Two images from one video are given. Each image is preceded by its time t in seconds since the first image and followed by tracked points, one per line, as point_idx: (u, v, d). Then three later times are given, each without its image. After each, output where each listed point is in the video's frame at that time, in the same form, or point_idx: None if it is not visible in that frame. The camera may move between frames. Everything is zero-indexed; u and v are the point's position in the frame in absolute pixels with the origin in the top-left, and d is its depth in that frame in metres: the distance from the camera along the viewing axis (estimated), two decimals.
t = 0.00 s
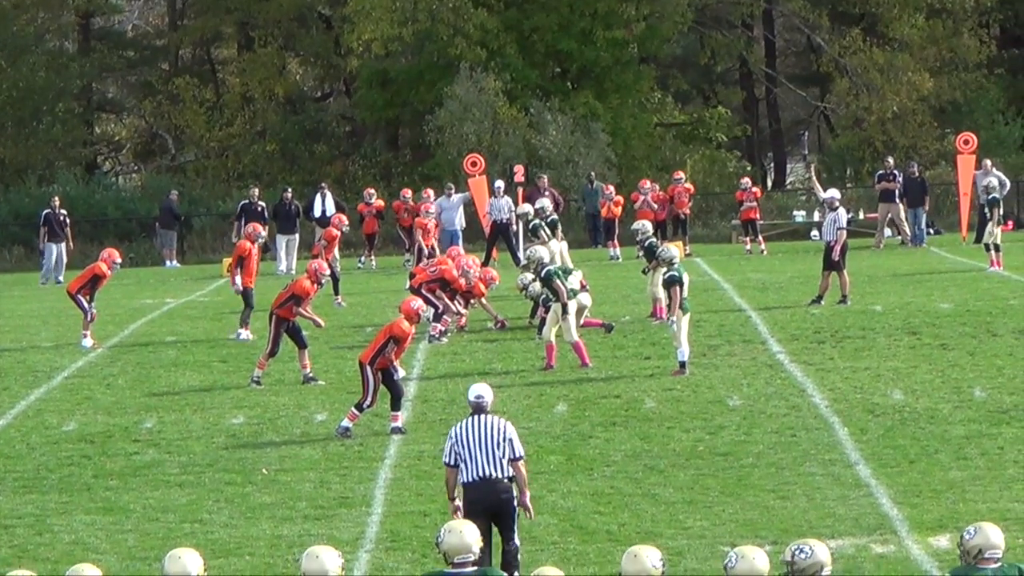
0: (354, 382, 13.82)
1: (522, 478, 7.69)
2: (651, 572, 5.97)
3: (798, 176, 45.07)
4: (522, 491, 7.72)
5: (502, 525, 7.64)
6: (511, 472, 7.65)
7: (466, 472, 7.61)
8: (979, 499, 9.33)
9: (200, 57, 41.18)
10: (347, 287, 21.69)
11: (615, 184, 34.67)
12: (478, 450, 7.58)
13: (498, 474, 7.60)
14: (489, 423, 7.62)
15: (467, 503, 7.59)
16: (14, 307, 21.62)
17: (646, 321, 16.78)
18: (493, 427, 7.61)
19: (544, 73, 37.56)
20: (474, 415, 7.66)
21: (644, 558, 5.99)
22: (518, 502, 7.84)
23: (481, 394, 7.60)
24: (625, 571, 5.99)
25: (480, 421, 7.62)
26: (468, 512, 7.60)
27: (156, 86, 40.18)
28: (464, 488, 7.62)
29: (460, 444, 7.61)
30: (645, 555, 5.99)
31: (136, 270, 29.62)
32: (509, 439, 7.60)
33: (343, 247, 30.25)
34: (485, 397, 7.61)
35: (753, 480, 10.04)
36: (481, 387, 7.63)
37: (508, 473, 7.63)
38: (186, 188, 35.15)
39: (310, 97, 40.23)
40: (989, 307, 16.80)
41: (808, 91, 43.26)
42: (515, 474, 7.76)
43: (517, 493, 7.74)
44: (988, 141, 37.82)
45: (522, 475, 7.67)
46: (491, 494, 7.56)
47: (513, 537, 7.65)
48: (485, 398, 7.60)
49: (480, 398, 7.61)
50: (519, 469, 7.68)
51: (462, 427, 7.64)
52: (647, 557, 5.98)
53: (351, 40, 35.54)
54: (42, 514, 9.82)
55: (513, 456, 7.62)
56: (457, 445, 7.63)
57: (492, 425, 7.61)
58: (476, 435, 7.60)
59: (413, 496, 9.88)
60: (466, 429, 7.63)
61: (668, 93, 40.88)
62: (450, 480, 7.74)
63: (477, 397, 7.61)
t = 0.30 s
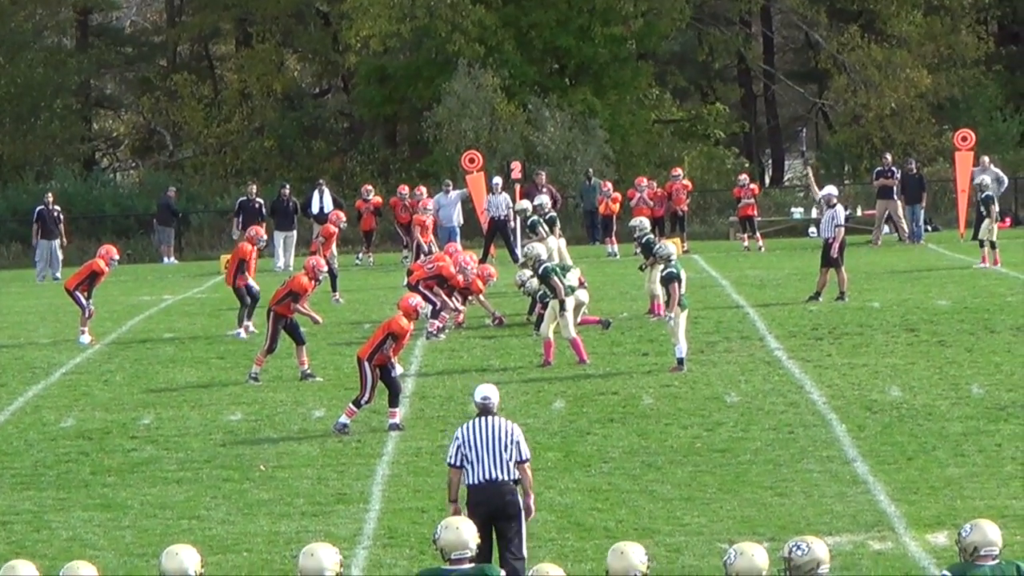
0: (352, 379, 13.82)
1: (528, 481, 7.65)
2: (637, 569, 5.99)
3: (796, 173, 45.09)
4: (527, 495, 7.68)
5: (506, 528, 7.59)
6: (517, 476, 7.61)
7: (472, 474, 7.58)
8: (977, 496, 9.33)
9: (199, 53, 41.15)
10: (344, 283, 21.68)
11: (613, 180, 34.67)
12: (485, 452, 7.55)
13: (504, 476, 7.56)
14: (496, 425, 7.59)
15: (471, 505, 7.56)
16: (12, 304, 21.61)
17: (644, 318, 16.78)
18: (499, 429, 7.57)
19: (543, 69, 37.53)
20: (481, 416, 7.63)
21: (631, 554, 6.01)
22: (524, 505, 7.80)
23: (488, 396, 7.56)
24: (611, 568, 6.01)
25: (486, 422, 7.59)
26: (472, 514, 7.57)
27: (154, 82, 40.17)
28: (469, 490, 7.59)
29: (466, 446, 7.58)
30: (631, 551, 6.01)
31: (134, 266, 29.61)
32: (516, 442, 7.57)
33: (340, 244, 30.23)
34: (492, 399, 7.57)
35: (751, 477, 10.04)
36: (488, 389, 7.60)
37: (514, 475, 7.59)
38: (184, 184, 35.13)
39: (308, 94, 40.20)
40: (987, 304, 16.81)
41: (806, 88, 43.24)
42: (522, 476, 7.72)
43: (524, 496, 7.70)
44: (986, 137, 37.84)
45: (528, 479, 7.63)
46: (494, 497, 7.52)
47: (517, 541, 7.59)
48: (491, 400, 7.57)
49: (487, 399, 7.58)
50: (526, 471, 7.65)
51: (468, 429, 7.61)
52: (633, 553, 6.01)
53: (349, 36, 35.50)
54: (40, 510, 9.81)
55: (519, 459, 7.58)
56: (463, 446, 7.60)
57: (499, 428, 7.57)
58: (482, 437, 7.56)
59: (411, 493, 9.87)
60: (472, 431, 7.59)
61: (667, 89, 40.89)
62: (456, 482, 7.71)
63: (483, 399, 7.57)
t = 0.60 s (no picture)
0: (351, 375, 13.83)
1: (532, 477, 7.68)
2: (628, 565, 6.01)
3: (795, 169, 45.12)
4: (532, 491, 7.71)
5: (510, 524, 7.60)
6: (524, 471, 7.65)
7: (479, 471, 7.55)
8: (976, 493, 9.33)
9: (198, 49, 41.14)
10: (344, 279, 21.68)
11: (613, 176, 34.69)
12: (495, 449, 7.52)
13: (512, 473, 7.55)
14: (503, 421, 7.57)
15: (479, 502, 7.53)
16: (12, 300, 21.61)
17: (643, 315, 16.79)
18: (507, 425, 7.56)
19: (542, 65, 37.50)
20: (487, 413, 7.59)
21: (621, 551, 6.02)
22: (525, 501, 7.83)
23: (494, 394, 7.51)
24: (601, 565, 6.01)
25: (495, 419, 7.56)
26: (479, 511, 7.54)
27: (154, 78, 40.15)
28: (476, 487, 7.56)
29: (475, 443, 7.54)
30: (621, 548, 6.03)
31: (134, 262, 29.62)
32: (525, 438, 7.58)
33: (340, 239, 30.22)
34: (498, 396, 7.53)
35: (750, 474, 10.04)
36: (494, 386, 7.55)
37: (521, 472, 7.60)
38: (183, 180, 35.12)
39: (308, 89, 40.15)
40: (986, 301, 16.82)
41: (806, 84, 43.23)
42: (525, 473, 7.74)
43: (527, 493, 7.73)
44: (985, 134, 37.82)
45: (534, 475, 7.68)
46: (504, 494, 7.51)
47: (521, 539, 7.61)
48: (498, 397, 7.52)
49: (493, 397, 7.52)
50: (531, 467, 7.71)
51: (476, 425, 7.57)
52: (623, 550, 6.03)
53: (348, 32, 35.46)
54: (39, 506, 9.81)
55: (527, 455, 7.61)
56: (472, 443, 7.55)
57: (508, 424, 7.56)
58: (491, 433, 7.53)
59: (410, 488, 9.87)
60: (481, 427, 7.55)
61: (667, 86, 40.89)
62: (460, 479, 7.67)
63: (490, 396, 7.52)
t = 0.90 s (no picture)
0: (351, 371, 13.83)
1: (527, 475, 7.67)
2: (619, 561, 6.00)
3: (794, 165, 45.08)
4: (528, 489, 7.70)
5: (506, 523, 7.60)
6: (518, 469, 7.63)
7: (474, 469, 7.54)
8: (976, 488, 9.34)
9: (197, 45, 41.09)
10: (344, 275, 21.68)
11: (612, 172, 34.67)
12: (489, 447, 7.52)
13: (506, 471, 7.55)
14: (496, 419, 7.56)
15: (474, 500, 7.52)
16: (11, 295, 21.60)
17: (642, 310, 16.78)
18: (501, 423, 7.55)
19: (541, 61, 37.47)
20: (481, 411, 7.59)
21: (612, 547, 6.02)
22: (522, 499, 7.83)
23: (489, 391, 7.50)
24: (593, 560, 6.01)
25: (489, 417, 7.55)
26: (474, 510, 7.53)
27: (153, 74, 40.12)
28: (470, 485, 7.55)
29: (468, 441, 7.54)
30: (613, 544, 6.03)
31: (133, 258, 29.62)
32: (518, 436, 7.57)
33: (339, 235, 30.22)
34: (492, 393, 7.53)
35: (749, 469, 10.04)
36: (488, 383, 7.54)
37: (515, 470, 7.60)
38: (182, 176, 35.09)
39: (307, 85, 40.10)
40: (985, 297, 16.81)
41: (805, 80, 43.20)
42: (520, 471, 7.73)
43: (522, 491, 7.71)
44: (984, 129, 37.82)
45: (529, 472, 7.66)
46: (499, 492, 7.50)
47: (518, 536, 7.62)
48: (492, 394, 7.51)
49: (488, 394, 7.52)
50: (526, 465, 7.69)
51: (470, 423, 7.56)
52: (615, 545, 6.02)
53: (348, 28, 35.44)
54: (38, 502, 9.81)
55: (522, 452, 7.60)
56: (466, 441, 7.55)
57: (502, 422, 7.55)
58: (484, 431, 7.53)
59: (410, 484, 9.87)
60: (474, 426, 7.55)
61: (666, 82, 40.82)
62: (455, 476, 7.66)
63: (484, 393, 7.51)
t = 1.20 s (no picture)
0: (350, 368, 13.82)
1: (522, 474, 7.65)
2: (621, 558, 6.00)
3: (793, 162, 45.08)
4: (523, 488, 7.68)
5: (502, 521, 7.59)
6: (512, 468, 7.61)
7: (468, 468, 7.55)
8: (975, 486, 9.34)
9: (196, 43, 41.07)
10: (343, 272, 21.67)
11: (611, 169, 34.67)
12: (482, 446, 7.52)
13: (500, 470, 7.54)
14: (489, 418, 7.55)
15: (468, 499, 7.53)
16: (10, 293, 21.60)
17: (642, 308, 16.77)
18: (493, 422, 7.54)
19: (540, 58, 37.45)
20: (475, 410, 7.58)
21: (614, 544, 6.02)
22: (518, 496, 7.80)
23: (482, 390, 7.49)
24: (594, 558, 6.02)
25: (481, 416, 7.54)
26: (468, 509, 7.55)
27: (152, 71, 40.12)
28: (465, 484, 7.56)
29: (462, 440, 7.55)
30: (615, 541, 6.03)
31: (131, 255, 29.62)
32: (512, 435, 7.56)
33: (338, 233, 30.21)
34: (486, 393, 7.50)
35: (748, 467, 10.04)
36: (481, 382, 7.52)
37: (509, 468, 7.59)
38: (181, 174, 35.09)
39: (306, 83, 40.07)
40: (984, 294, 16.82)
41: (804, 78, 43.19)
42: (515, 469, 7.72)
43: (517, 489, 7.70)
44: (983, 126, 37.85)
45: (523, 471, 7.64)
46: (493, 491, 7.50)
47: (515, 535, 7.61)
48: (485, 393, 7.49)
49: (480, 393, 7.51)
50: (521, 464, 7.66)
51: (463, 423, 7.57)
52: (616, 543, 6.03)
53: (347, 26, 35.43)
54: (37, 500, 9.80)
55: (515, 451, 7.58)
56: (459, 440, 7.56)
57: (495, 421, 7.54)
58: (477, 430, 7.53)
59: (408, 482, 9.87)
60: (467, 424, 7.55)
61: (665, 79, 40.80)
62: (449, 475, 7.67)
63: (477, 392, 7.50)
